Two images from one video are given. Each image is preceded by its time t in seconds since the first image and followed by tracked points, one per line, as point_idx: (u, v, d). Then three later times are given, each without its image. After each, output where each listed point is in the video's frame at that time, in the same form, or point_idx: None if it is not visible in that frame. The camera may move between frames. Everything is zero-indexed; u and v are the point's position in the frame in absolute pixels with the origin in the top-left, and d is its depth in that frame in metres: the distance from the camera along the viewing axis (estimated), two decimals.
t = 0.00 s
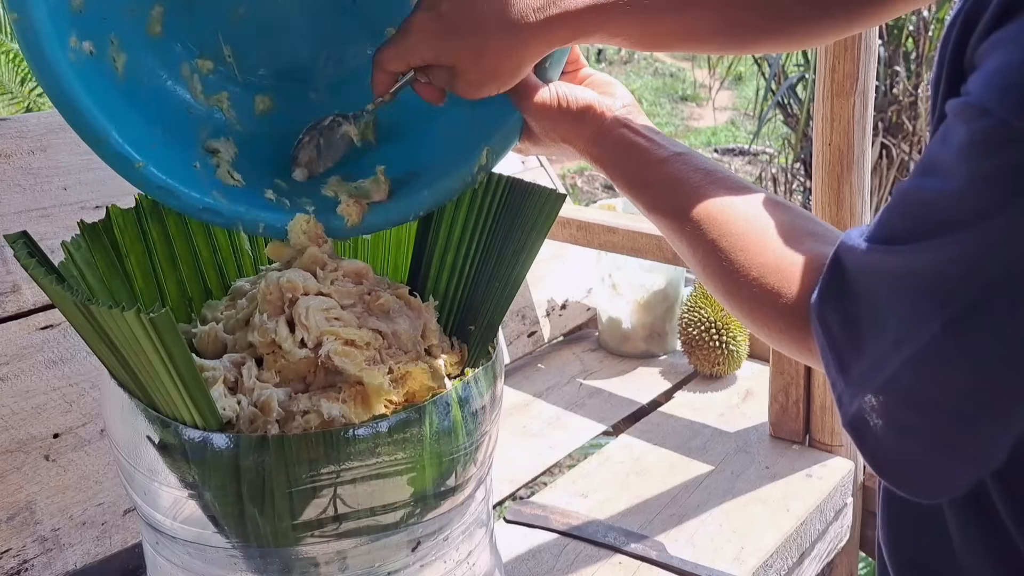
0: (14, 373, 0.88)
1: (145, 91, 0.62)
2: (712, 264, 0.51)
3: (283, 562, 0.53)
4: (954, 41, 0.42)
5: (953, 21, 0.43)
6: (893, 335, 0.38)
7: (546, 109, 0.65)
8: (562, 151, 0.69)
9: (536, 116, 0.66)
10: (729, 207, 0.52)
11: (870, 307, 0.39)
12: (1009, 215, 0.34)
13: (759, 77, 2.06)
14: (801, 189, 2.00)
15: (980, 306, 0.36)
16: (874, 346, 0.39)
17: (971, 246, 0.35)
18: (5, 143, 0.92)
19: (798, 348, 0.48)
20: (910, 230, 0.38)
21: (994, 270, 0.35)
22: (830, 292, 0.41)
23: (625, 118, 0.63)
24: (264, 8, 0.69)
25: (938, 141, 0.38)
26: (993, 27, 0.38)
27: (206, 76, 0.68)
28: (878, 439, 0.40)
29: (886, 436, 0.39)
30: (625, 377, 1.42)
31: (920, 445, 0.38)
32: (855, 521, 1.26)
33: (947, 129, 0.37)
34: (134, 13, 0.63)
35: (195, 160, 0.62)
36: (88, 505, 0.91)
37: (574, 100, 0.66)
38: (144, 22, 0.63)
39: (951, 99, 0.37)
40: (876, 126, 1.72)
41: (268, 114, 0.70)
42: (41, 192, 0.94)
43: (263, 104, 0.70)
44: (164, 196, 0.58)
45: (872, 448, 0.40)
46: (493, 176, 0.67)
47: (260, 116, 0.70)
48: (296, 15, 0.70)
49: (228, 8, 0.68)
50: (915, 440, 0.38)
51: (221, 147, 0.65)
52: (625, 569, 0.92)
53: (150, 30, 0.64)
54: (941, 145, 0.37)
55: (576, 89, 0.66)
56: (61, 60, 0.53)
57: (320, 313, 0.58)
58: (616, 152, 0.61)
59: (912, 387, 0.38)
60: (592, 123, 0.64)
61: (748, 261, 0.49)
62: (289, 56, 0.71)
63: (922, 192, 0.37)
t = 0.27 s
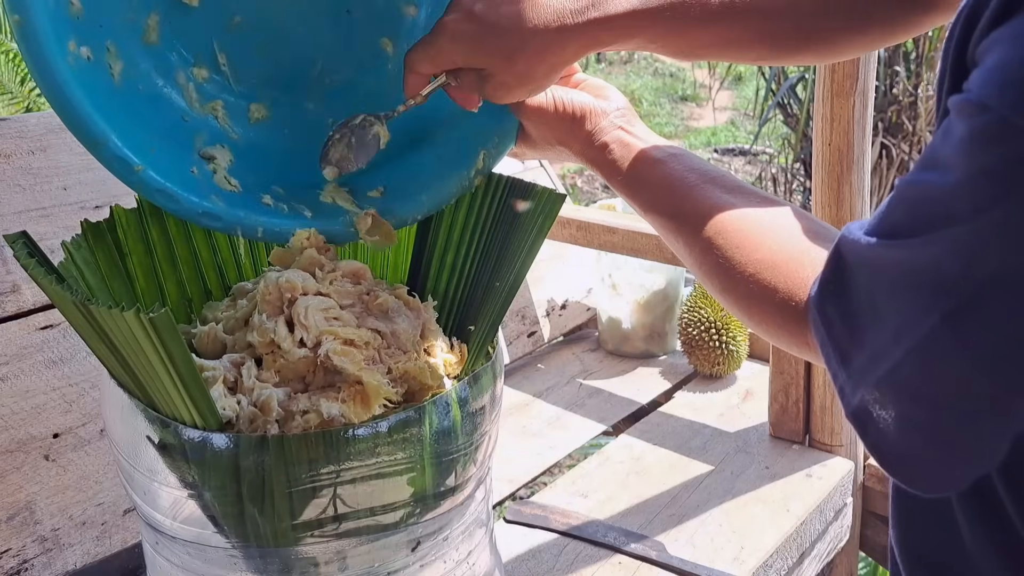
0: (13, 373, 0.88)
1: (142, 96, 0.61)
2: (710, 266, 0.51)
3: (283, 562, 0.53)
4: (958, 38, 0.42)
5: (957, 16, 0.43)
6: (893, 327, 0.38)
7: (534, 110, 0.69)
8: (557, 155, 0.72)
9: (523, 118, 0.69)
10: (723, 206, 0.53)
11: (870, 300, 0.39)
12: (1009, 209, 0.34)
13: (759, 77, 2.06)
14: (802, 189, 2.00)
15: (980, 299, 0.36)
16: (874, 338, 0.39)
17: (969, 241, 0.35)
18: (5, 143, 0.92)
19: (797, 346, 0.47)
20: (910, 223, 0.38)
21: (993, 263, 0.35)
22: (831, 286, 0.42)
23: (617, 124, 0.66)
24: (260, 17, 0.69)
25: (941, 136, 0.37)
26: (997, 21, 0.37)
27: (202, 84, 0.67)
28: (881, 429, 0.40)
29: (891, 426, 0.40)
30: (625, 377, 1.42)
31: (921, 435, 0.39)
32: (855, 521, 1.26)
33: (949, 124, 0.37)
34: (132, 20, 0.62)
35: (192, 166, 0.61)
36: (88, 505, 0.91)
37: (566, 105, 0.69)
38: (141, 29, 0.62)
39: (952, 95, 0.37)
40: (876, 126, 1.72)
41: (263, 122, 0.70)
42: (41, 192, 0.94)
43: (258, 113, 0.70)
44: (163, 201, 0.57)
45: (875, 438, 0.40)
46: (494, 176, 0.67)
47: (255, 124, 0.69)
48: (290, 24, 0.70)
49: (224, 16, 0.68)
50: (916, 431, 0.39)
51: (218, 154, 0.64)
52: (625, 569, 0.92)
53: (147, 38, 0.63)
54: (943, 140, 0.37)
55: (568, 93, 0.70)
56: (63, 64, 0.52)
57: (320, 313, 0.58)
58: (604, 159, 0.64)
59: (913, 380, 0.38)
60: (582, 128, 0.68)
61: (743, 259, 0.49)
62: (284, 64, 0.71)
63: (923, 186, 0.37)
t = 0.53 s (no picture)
0: (13, 373, 0.88)
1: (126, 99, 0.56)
2: (708, 259, 0.51)
3: (283, 562, 0.53)
4: (968, 43, 0.42)
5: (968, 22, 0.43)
6: (897, 324, 0.38)
7: (530, 103, 0.65)
8: (550, 148, 0.69)
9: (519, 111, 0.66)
10: (721, 200, 0.53)
11: (874, 298, 0.39)
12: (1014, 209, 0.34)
13: (759, 77, 2.06)
14: (801, 188, 2.00)
15: (985, 298, 0.36)
16: (878, 335, 0.39)
17: (974, 239, 0.35)
18: (5, 143, 0.92)
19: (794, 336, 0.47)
20: (918, 222, 0.38)
21: (997, 264, 0.35)
22: (835, 283, 0.42)
23: (610, 118, 0.65)
24: (242, 20, 0.67)
25: (949, 137, 0.38)
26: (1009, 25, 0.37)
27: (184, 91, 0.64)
28: (885, 427, 0.39)
29: (890, 423, 0.39)
30: (625, 377, 1.42)
31: (926, 433, 0.38)
32: (854, 520, 1.26)
33: (958, 125, 0.37)
34: (110, 22, 0.58)
35: (183, 171, 0.57)
36: (88, 505, 0.91)
37: (561, 98, 0.66)
38: (120, 32, 0.58)
39: (962, 97, 0.37)
40: (876, 126, 1.72)
41: (248, 127, 0.67)
42: (41, 192, 0.94)
43: (241, 118, 0.67)
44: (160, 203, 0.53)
45: (880, 435, 0.40)
46: (493, 176, 0.67)
47: (239, 129, 0.67)
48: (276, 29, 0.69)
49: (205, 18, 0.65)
50: (921, 429, 0.38)
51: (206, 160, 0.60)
52: (625, 569, 0.92)
53: (126, 41, 0.59)
54: (952, 141, 0.37)
55: (561, 86, 0.67)
56: (55, 65, 0.49)
57: (320, 313, 0.58)
58: (601, 153, 0.62)
59: (916, 377, 0.38)
60: (577, 121, 0.66)
61: (744, 251, 0.49)
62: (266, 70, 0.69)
63: (930, 187, 0.37)
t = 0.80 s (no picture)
0: (14, 373, 0.89)
1: (139, 97, 0.57)
2: (714, 259, 0.51)
3: (283, 561, 0.53)
4: (968, 43, 0.42)
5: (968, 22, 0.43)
6: (900, 323, 0.38)
7: (539, 109, 0.65)
8: (557, 155, 0.69)
9: (528, 116, 0.65)
10: (725, 202, 0.53)
11: (877, 296, 0.39)
12: (1017, 210, 0.34)
13: (758, 77, 2.06)
14: (801, 188, 2.00)
15: (988, 297, 0.36)
16: (880, 333, 0.39)
17: (976, 240, 0.35)
18: (5, 143, 0.93)
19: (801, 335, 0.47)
20: (920, 221, 0.38)
21: (1000, 264, 0.35)
22: (836, 282, 0.41)
23: (618, 123, 0.65)
24: (255, 31, 0.68)
25: (949, 137, 0.38)
26: (1009, 27, 0.37)
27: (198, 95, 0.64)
28: (890, 425, 0.39)
29: (895, 420, 0.39)
30: (625, 377, 1.42)
31: (930, 431, 0.39)
32: (854, 520, 1.26)
33: (958, 126, 0.37)
34: (127, 26, 0.58)
35: (197, 170, 0.57)
36: (89, 505, 0.91)
37: (569, 103, 0.66)
38: (136, 35, 0.59)
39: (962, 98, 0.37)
40: (876, 126, 1.72)
41: (259, 133, 0.67)
42: (41, 192, 0.94)
43: (252, 124, 0.67)
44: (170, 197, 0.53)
45: (885, 433, 0.40)
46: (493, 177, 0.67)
47: (250, 134, 0.66)
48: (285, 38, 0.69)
49: (218, 24, 0.66)
50: (925, 426, 0.39)
51: (218, 161, 0.60)
52: (625, 569, 0.92)
53: (142, 45, 0.59)
54: (952, 142, 0.37)
55: (568, 91, 0.67)
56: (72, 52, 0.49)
57: (320, 313, 0.58)
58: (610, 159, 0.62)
59: (920, 375, 0.38)
60: (585, 128, 0.66)
61: (750, 250, 0.49)
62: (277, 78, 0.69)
63: (931, 187, 0.37)
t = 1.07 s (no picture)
0: (14, 373, 0.89)
1: (131, 88, 0.57)
2: (709, 258, 0.51)
3: (283, 562, 0.53)
4: (967, 40, 0.42)
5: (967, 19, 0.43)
6: (897, 319, 0.38)
7: (534, 104, 0.65)
8: (552, 150, 0.69)
9: (523, 111, 0.66)
10: (722, 201, 0.52)
11: (873, 292, 0.39)
12: (1011, 206, 0.34)
13: (758, 77, 2.06)
14: (801, 189, 2.00)
15: (985, 293, 0.36)
16: (877, 329, 0.39)
17: (971, 235, 0.35)
18: (5, 143, 0.93)
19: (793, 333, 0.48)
20: (916, 218, 0.38)
21: (996, 260, 0.35)
22: (833, 277, 0.42)
23: (614, 118, 0.65)
24: (251, 22, 0.67)
25: (947, 134, 0.38)
26: (1007, 24, 0.37)
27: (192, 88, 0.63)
28: (887, 420, 0.39)
29: (893, 415, 0.39)
30: (625, 377, 1.42)
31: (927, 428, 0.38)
32: (854, 520, 1.26)
33: (955, 123, 0.37)
34: (120, 15, 0.58)
35: (189, 160, 0.57)
36: (89, 505, 0.91)
37: (565, 99, 0.66)
38: (129, 25, 0.58)
39: (960, 95, 0.37)
40: (876, 126, 1.72)
41: (254, 125, 0.66)
42: (42, 193, 0.94)
43: (248, 116, 0.66)
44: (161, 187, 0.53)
45: (882, 429, 0.40)
46: (494, 176, 0.67)
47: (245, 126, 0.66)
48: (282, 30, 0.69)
49: (214, 16, 0.66)
50: (922, 423, 0.38)
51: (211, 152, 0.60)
52: (625, 569, 0.92)
53: (135, 34, 0.59)
54: (950, 139, 0.37)
55: (563, 87, 0.66)
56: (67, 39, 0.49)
57: (320, 313, 0.58)
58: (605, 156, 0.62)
59: (917, 371, 0.38)
60: (579, 123, 0.65)
61: (743, 249, 0.49)
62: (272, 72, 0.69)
63: (927, 184, 0.37)
